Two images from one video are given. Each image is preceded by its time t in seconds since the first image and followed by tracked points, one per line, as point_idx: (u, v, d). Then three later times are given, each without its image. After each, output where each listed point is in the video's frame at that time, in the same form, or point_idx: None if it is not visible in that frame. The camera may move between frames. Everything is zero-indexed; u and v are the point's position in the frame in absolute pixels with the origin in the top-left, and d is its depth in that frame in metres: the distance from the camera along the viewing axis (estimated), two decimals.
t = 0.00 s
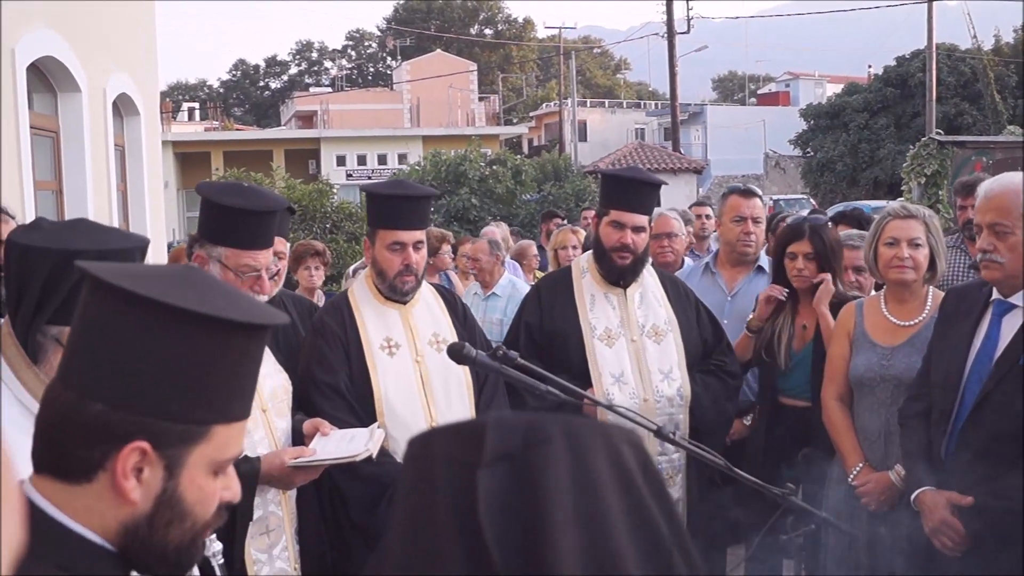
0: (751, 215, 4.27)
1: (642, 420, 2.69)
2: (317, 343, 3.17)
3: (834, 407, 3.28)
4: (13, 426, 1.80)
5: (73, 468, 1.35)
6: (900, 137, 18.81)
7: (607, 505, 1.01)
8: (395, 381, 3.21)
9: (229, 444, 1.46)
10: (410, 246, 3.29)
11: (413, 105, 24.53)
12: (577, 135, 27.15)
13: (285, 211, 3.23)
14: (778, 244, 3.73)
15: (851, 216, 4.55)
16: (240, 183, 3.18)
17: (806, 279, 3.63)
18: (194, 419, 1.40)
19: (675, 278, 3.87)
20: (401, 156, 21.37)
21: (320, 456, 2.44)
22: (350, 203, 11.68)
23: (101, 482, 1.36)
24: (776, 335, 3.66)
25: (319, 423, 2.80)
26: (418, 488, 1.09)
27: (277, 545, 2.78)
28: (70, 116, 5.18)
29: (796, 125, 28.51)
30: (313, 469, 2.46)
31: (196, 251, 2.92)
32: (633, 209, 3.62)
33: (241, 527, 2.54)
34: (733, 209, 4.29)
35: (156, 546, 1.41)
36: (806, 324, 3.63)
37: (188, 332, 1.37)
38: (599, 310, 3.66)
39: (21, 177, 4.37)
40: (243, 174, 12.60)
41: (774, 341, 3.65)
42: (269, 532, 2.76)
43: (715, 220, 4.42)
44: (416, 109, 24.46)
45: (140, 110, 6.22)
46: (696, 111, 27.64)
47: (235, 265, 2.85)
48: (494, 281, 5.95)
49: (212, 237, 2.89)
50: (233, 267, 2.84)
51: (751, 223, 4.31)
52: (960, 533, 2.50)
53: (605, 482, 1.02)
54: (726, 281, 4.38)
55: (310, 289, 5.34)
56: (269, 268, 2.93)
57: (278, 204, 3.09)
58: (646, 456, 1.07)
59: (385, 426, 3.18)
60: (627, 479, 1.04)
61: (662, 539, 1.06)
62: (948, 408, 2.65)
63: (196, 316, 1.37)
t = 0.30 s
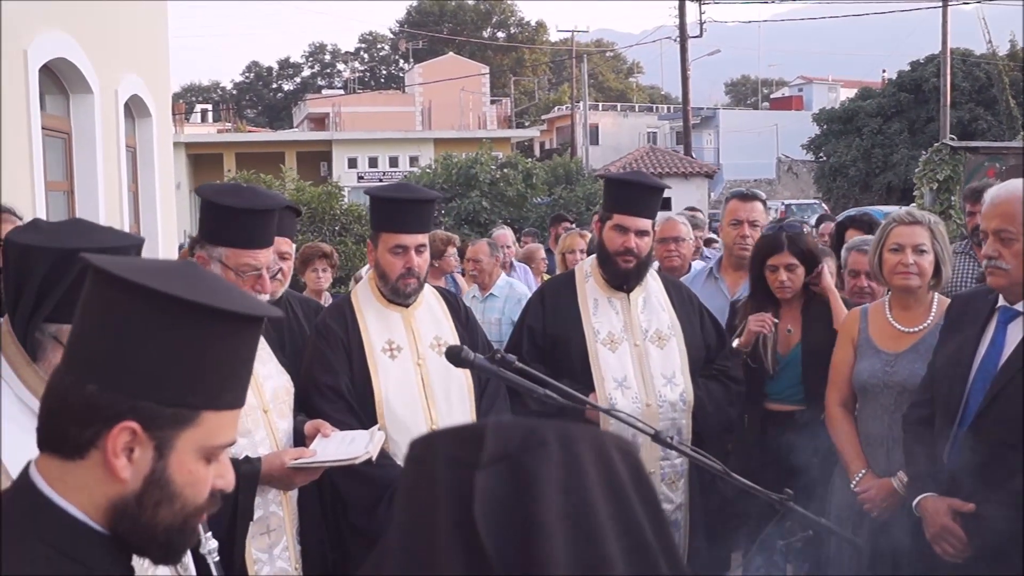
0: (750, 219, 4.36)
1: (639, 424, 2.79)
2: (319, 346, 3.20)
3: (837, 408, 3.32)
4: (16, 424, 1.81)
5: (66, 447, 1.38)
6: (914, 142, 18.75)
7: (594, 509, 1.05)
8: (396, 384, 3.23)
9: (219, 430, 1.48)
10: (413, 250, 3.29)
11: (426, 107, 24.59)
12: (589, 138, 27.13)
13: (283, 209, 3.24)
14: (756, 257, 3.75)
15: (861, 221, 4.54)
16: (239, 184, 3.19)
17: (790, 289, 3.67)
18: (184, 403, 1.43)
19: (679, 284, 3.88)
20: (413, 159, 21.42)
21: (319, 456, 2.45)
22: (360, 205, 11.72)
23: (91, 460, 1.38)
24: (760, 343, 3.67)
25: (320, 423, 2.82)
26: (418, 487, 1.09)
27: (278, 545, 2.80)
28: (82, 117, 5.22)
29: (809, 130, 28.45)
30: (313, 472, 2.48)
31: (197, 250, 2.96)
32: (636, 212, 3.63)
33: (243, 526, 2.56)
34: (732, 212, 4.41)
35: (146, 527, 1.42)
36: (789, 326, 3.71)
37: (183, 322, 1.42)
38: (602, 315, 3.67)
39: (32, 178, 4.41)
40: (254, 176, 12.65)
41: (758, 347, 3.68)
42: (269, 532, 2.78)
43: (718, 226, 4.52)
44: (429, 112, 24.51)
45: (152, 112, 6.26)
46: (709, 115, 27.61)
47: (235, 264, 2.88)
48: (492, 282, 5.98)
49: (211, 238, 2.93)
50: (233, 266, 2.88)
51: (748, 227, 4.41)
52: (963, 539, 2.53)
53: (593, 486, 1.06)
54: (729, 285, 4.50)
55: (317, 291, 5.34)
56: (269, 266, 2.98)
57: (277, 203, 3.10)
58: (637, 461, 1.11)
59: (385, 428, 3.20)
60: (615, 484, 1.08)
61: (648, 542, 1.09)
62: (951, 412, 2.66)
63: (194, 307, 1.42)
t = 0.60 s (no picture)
0: (755, 218, 4.46)
1: (643, 427, 2.89)
2: (327, 349, 3.25)
3: (846, 410, 3.35)
4: (20, 420, 1.86)
5: (104, 443, 1.37)
6: (930, 141, 18.66)
7: (564, 506, 1.06)
8: (400, 386, 3.26)
9: (254, 437, 1.46)
10: (417, 248, 3.32)
11: (440, 110, 24.66)
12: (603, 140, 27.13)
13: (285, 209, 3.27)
14: (742, 271, 3.77)
15: (874, 221, 4.52)
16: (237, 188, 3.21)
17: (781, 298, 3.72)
18: (217, 406, 1.41)
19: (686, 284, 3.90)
20: (427, 162, 21.50)
21: (323, 457, 2.46)
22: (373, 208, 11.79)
23: (129, 457, 1.38)
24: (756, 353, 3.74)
25: (325, 424, 2.85)
26: (387, 488, 1.10)
27: (284, 545, 2.87)
28: (94, 123, 5.29)
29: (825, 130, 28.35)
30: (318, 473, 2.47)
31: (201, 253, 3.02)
32: (640, 212, 3.66)
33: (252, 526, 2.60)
34: (738, 211, 4.51)
35: (175, 529, 1.41)
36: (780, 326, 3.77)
37: (216, 325, 1.41)
38: (609, 316, 3.70)
39: (46, 183, 4.47)
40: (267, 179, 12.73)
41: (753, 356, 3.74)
42: (275, 532, 2.85)
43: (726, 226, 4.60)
44: (443, 115, 24.58)
45: (164, 117, 6.32)
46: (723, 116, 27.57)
47: (240, 266, 2.93)
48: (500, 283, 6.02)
49: (214, 241, 2.98)
50: (238, 267, 2.92)
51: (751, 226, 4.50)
52: (969, 538, 2.55)
53: (563, 483, 1.07)
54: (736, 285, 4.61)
55: (328, 294, 5.38)
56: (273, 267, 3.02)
57: (278, 203, 3.13)
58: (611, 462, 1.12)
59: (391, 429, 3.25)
60: (585, 482, 1.09)
61: (619, 543, 1.09)
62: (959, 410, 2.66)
63: (228, 310, 1.41)
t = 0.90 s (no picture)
0: (759, 219, 4.49)
1: (644, 425, 2.93)
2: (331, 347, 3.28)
3: (849, 408, 3.37)
4: (23, 413, 1.89)
5: (126, 448, 1.38)
6: (941, 144, 18.61)
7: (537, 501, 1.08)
8: (403, 383, 3.31)
9: (275, 451, 1.45)
10: (420, 243, 3.38)
11: (451, 111, 24.72)
12: (614, 141, 27.12)
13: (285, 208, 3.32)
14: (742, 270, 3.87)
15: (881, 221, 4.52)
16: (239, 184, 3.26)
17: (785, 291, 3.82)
18: (240, 418, 1.40)
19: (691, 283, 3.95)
20: (438, 162, 21.57)
21: (324, 455, 2.43)
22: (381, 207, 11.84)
23: (150, 463, 1.38)
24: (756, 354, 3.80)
25: (326, 423, 2.86)
26: (364, 487, 1.14)
27: (285, 542, 2.92)
28: (101, 121, 5.34)
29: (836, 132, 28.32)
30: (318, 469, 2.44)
31: (200, 250, 3.05)
32: (644, 212, 3.70)
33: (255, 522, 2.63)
34: (742, 212, 4.54)
35: (190, 537, 1.41)
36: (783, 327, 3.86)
37: (250, 341, 1.40)
38: (614, 314, 3.74)
39: (53, 181, 4.52)
40: (276, 178, 12.79)
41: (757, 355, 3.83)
42: (276, 530, 2.90)
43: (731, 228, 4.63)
44: (454, 115, 24.63)
45: (172, 115, 6.37)
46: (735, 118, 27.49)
47: (241, 263, 2.97)
48: (511, 288, 6.05)
49: (215, 238, 3.02)
50: (238, 266, 2.97)
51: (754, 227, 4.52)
52: (970, 539, 2.57)
53: (536, 477, 1.09)
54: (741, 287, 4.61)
55: (335, 293, 5.43)
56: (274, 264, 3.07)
57: (278, 201, 3.18)
58: (587, 457, 1.15)
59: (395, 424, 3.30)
60: (560, 478, 1.11)
61: (595, 539, 1.11)
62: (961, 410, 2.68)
63: (263, 327, 1.40)
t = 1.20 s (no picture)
0: (758, 217, 4.53)
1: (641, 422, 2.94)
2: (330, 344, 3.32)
3: (847, 407, 3.40)
4: (23, 403, 1.94)
5: (118, 445, 1.42)
6: (945, 144, 18.59)
7: (529, 503, 1.11)
8: (403, 379, 3.35)
9: (267, 450, 1.47)
10: (419, 236, 3.41)
11: (456, 107, 24.75)
12: (619, 139, 27.12)
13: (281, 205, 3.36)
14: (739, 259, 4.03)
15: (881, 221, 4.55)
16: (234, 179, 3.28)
17: (783, 271, 3.95)
18: (233, 416, 1.43)
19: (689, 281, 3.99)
20: (443, 159, 21.62)
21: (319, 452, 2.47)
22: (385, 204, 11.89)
23: (142, 461, 1.41)
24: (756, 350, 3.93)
25: (322, 419, 2.90)
26: (357, 478, 1.17)
27: (280, 539, 2.96)
28: (103, 115, 5.38)
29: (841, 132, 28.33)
30: (314, 465, 2.49)
31: (197, 246, 3.09)
32: (644, 211, 3.74)
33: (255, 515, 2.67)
34: (742, 211, 4.58)
35: (183, 534, 1.44)
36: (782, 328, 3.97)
37: (247, 341, 1.42)
38: (613, 312, 3.78)
39: (55, 176, 4.56)
40: (280, 174, 12.83)
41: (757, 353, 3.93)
42: (272, 526, 2.94)
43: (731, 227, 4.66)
44: (460, 113, 24.66)
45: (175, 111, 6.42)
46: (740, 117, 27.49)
47: (238, 259, 3.02)
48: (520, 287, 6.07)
49: (212, 233, 3.05)
50: (236, 261, 3.02)
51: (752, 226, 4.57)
52: (964, 538, 2.60)
53: (528, 478, 1.12)
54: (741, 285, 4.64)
55: (336, 289, 5.46)
56: (271, 259, 3.11)
57: (275, 195, 3.21)
58: (583, 459, 1.16)
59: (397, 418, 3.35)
60: (555, 479, 1.13)
61: (585, 541, 1.13)
62: (955, 409, 2.70)
63: (260, 326, 1.43)
